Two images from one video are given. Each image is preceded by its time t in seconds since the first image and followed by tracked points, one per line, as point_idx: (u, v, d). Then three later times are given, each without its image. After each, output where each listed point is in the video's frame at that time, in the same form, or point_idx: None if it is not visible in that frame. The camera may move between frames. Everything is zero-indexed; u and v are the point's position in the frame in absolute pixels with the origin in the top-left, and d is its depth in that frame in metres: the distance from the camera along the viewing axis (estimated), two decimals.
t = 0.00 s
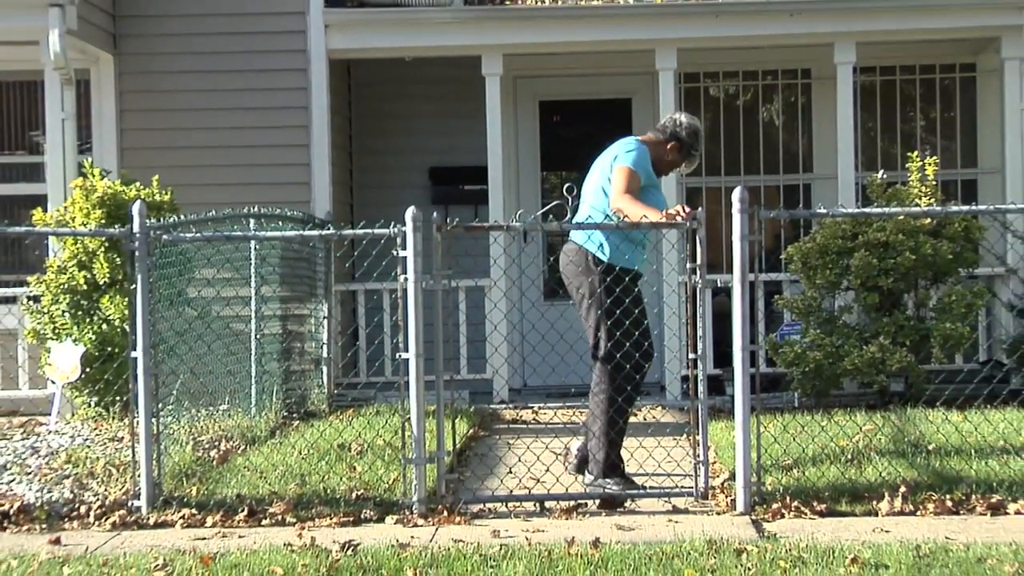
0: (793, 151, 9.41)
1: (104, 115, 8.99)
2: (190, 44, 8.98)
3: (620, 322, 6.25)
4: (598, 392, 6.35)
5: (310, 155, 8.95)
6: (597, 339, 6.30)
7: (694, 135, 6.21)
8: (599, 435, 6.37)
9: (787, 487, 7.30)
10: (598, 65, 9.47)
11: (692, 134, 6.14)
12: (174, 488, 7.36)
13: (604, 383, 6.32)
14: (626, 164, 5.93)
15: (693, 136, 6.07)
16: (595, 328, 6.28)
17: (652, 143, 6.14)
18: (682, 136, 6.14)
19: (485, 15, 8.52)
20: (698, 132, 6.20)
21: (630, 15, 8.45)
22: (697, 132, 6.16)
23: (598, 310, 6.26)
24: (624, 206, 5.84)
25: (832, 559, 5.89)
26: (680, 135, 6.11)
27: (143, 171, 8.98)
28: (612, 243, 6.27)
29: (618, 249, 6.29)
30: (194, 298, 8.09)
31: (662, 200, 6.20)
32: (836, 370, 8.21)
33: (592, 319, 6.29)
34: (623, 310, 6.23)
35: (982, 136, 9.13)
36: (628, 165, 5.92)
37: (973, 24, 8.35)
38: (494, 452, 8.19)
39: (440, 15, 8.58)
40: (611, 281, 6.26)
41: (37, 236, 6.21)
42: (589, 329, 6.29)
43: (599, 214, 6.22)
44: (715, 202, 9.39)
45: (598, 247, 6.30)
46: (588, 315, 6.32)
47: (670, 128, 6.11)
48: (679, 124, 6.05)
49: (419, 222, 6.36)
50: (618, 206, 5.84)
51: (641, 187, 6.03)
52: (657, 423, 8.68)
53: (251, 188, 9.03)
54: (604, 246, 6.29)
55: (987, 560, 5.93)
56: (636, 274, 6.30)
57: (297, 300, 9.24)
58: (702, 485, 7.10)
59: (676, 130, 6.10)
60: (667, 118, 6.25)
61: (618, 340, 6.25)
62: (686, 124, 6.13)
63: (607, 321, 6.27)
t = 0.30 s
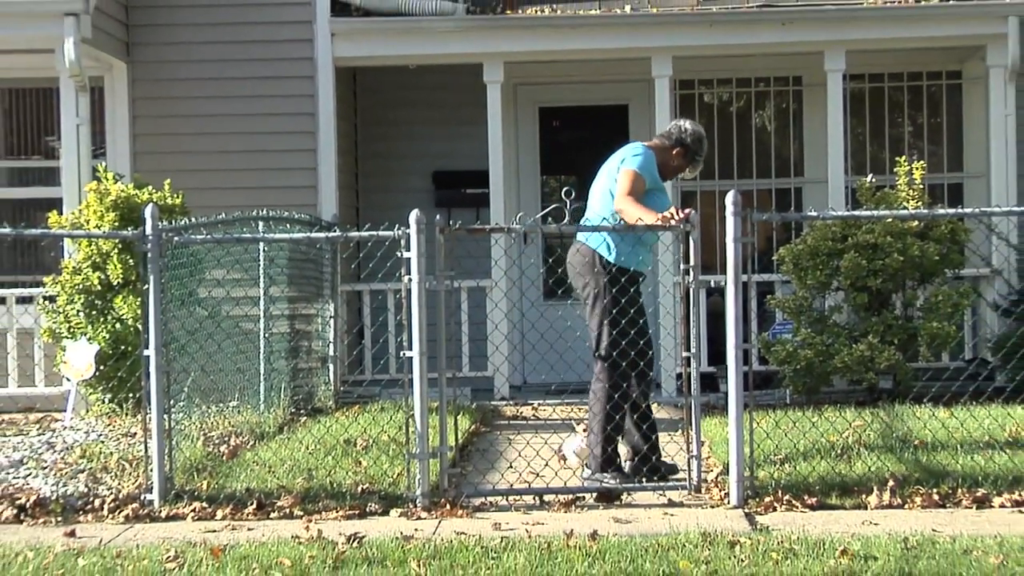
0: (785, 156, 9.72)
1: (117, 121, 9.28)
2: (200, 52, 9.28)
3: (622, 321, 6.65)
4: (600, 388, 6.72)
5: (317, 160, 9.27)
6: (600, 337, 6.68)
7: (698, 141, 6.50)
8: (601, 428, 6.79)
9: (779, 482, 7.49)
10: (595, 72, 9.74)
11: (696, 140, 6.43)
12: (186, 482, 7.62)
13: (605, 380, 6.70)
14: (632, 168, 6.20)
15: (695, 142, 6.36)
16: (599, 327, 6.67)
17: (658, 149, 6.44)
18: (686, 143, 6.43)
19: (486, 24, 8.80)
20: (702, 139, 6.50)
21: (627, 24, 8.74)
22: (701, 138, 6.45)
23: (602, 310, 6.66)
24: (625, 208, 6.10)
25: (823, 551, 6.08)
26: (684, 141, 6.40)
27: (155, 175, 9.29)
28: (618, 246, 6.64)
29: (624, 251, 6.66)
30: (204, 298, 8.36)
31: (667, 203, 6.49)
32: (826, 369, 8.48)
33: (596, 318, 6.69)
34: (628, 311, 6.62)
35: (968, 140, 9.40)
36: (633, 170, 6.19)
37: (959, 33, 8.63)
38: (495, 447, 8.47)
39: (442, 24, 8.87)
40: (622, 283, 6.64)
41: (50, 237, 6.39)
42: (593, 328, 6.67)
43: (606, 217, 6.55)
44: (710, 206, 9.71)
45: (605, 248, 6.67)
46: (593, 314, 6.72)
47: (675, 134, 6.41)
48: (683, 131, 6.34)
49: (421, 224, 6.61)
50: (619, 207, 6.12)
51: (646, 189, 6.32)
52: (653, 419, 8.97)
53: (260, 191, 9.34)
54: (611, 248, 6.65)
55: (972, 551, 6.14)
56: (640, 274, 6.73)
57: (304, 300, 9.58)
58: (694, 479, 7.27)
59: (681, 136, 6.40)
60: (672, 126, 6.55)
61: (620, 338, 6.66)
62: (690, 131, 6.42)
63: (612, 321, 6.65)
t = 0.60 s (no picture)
0: (776, 161, 10.05)
1: (131, 128, 9.61)
2: (210, 61, 9.61)
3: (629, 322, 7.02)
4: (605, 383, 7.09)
5: (324, 164, 9.61)
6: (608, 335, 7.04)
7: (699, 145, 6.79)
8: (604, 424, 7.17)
9: (771, 477, 7.64)
10: (592, 80, 10.04)
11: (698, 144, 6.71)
12: (196, 476, 7.85)
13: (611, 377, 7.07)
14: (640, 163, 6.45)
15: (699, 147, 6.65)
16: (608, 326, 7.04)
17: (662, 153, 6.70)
18: (689, 146, 6.70)
19: (486, 33, 9.09)
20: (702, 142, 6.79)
21: (623, 33, 9.04)
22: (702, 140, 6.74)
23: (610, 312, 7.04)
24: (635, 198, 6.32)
25: (813, 543, 6.02)
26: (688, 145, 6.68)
27: (166, 179, 9.61)
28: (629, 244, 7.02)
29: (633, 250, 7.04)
30: (214, 299, 8.64)
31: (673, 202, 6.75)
32: (816, 367, 8.75)
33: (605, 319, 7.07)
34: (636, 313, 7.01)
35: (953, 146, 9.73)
36: (641, 166, 6.44)
37: (944, 42, 8.93)
38: (495, 443, 8.74)
39: (444, 34, 9.17)
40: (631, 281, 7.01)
41: (65, 239, 6.65)
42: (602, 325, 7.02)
43: (617, 221, 6.85)
44: (704, 210, 10.04)
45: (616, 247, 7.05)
46: (602, 315, 7.10)
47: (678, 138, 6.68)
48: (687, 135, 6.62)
49: (424, 228, 6.91)
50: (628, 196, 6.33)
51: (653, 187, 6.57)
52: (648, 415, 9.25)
53: (268, 195, 9.67)
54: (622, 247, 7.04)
55: (958, 544, 6.12)
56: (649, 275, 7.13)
57: (311, 300, 9.90)
58: (684, 474, 7.39)
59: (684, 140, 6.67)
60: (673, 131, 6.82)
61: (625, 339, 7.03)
62: (693, 135, 6.70)
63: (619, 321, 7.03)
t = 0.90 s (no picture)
0: (768, 165, 10.36)
1: (143, 133, 9.92)
2: (220, 69, 9.92)
3: (633, 322, 7.34)
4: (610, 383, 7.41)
5: (330, 168, 9.91)
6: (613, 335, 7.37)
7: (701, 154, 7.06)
8: (608, 420, 7.49)
9: (763, 472, 7.88)
10: (590, 87, 10.34)
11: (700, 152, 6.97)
12: (206, 471, 8.11)
13: (616, 376, 7.39)
14: (645, 167, 6.71)
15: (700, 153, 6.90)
16: (612, 325, 7.37)
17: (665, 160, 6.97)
18: (690, 153, 6.96)
19: (486, 42, 9.37)
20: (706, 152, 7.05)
21: (620, 42, 9.32)
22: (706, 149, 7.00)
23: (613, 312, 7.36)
24: (639, 202, 6.59)
25: (804, 536, 6.19)
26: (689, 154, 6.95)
27: (177, 182, 9.91)
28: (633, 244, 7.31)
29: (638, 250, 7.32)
30: (224, 299, 8.91)
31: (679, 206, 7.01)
32: (807, 365, 9.02)
33: (609, 320, 7.40)
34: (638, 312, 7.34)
35: (941, 151, 10.03)
36: (646, 169, 6.71)
37: (931, 50, 9.20)
38: (496, 439, 9.03)
39: (447, 42, 9.46)
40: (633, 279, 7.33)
41: (81, 242, 6.93)
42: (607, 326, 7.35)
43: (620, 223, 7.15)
44: (699, 213, 10.35)
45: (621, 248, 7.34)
46: (606, 314, 7.42)
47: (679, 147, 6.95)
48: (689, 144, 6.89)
49: (428, 229, 7.14)
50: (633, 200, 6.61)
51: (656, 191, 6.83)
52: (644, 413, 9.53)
53: (276, 198, 9.99)
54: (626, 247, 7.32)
55: (945, 536, 6.27)
56: (649, 274, 7.44)
57: (317, 301, 10.20)
58: (676, 470, 7.68)
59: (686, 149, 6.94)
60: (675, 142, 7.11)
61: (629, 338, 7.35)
62: (693, 142, 6.94)
63: (623, 321, 7.35)
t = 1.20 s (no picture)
0: (761, 170, 10.68)
1: (156, 138, 10.24)
2: (230, 76, 10.25)
3: (632, 322, 7.61)
4: (616, 384, 7.64)
5: (336, 172, 10.23)
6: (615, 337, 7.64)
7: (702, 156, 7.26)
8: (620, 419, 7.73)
9: (755, 466, 8.13)
10: (588, 94, 10.65)
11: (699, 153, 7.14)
12: (216, 466, 8.39)
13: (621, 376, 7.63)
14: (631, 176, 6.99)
15: (696, 154, 7.05)
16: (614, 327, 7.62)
17: (657, 163, 7.23)
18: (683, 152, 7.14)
19: (488, 50, 9.68)
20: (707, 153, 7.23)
21: (617, 50, 9.63)
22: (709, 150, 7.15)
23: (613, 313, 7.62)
24: (628, 210, 6.87)
25: (795, 530, 6.29)
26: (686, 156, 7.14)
27: (188, 186, 10.24)
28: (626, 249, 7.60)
29: (631, 255, 7.62)
30: (233, 299, 9.21)
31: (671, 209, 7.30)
32: (798, 363, 9.31)
33: (609, 322, 7.65)
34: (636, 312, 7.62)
35: (928, 156, 10.37)
36: (632, 178, 6.99)
37: (918, 58, 9.50)
38: (498, 434, 9.32)
39: (449, 50, 9.76)
40: (630, 281, 7.61)
41: (94, 243, 7.21)
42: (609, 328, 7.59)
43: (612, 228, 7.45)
44: (694, 216, 10.67)
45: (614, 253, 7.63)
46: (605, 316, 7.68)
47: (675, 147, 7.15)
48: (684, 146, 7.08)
49: (432, 232, 7.39)
50: (621, 211, 6.89)
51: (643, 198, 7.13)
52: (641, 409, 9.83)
53: (284, 202, 10.32)
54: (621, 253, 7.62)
55: (933, 529, 6.44)
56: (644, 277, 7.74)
57: (324, 301, 10.51)
58: (673, 464, 8.00)
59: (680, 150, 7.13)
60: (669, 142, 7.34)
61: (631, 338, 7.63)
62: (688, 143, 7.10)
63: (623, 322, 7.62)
